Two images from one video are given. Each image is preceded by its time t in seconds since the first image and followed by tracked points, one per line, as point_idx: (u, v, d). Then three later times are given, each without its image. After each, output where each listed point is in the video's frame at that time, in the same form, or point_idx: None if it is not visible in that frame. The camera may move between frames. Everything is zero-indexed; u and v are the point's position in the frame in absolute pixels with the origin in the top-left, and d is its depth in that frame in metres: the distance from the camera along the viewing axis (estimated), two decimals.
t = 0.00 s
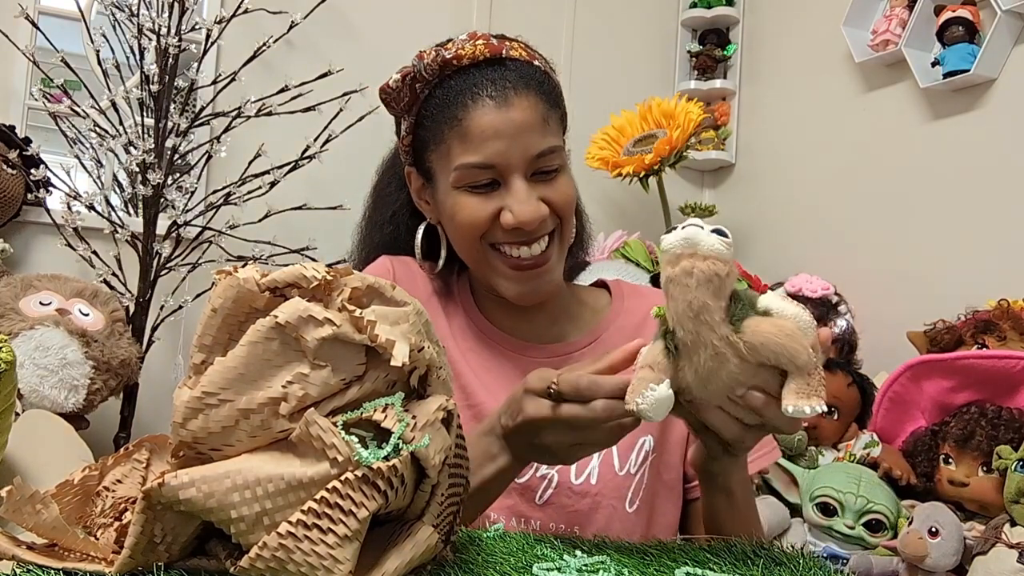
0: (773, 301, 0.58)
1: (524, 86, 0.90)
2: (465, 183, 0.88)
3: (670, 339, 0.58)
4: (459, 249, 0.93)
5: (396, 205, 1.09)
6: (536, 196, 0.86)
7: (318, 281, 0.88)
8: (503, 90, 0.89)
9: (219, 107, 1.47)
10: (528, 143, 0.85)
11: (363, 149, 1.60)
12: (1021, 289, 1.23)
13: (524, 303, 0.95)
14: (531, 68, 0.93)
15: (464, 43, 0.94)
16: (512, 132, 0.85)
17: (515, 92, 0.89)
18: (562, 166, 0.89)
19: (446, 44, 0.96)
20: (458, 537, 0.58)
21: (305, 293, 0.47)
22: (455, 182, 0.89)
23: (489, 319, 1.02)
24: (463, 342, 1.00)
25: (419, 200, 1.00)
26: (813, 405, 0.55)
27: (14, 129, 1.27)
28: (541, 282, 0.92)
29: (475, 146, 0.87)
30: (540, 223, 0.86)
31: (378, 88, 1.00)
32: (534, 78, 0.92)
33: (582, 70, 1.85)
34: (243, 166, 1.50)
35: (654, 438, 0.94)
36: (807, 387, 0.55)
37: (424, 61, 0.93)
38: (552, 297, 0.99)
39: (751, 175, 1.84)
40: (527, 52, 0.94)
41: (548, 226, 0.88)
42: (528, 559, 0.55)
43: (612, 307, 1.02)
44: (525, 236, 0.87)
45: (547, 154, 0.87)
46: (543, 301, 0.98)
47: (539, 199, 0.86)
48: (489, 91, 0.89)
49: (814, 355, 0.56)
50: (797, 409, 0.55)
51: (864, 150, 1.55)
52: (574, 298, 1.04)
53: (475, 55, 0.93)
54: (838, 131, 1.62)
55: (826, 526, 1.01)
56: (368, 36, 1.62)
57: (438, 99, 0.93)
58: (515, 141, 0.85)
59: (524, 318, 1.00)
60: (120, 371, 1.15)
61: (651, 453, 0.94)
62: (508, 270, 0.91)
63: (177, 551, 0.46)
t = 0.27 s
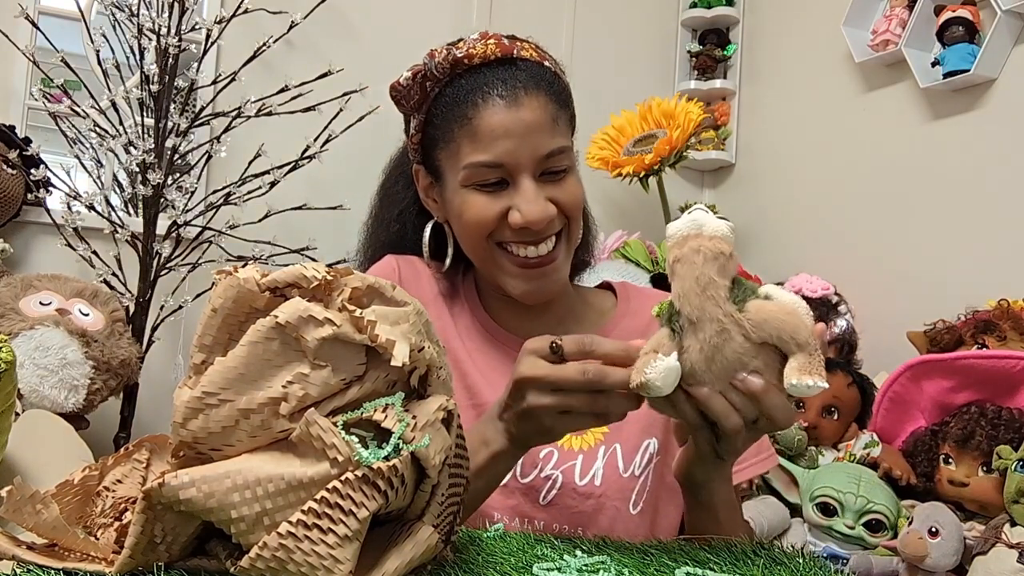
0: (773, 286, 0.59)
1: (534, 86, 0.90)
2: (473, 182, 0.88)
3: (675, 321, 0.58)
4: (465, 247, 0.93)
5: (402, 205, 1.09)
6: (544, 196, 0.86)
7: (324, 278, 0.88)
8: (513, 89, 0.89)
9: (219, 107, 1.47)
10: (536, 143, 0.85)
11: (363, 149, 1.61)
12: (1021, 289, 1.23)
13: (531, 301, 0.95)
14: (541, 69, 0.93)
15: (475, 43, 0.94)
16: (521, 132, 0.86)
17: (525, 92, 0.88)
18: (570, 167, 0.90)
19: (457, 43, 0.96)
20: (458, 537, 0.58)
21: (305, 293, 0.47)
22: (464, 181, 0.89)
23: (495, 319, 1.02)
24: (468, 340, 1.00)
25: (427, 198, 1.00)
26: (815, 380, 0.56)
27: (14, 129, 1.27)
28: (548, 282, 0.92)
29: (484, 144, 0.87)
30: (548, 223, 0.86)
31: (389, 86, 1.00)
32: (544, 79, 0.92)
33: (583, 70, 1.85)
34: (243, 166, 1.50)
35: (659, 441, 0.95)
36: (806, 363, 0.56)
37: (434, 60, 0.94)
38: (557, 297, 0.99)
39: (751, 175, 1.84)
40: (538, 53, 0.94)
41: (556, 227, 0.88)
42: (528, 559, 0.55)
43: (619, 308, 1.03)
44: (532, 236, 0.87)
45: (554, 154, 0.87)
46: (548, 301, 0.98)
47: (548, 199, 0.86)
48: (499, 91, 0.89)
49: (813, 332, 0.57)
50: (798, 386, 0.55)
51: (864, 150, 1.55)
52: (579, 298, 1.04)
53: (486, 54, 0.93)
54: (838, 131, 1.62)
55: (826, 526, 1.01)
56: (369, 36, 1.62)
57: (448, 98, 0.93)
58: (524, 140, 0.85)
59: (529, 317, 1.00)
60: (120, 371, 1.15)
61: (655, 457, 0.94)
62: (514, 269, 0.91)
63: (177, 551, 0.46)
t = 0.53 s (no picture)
0: (767, 263, 0.59)
1: (544, 82, 0.91)
2: (482, 175, 0.88)
3: (673, 301, 0.58)
4: (472, 243, 0.93)
5: (405, 205, 1.09)
6: (553, 189, 0.86)
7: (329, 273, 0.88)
8: (523, 83, 0.90)
9: (219, 107, 1.47)
10: (546, 138, 0.86)
11: (363, 150, 1.61)
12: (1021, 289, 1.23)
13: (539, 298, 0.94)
14: (551, 65, 0.95)
15: (486, 38, 0.95)
16: (531, 126, 0.86)
17: (535, 86, 0.89)
18: (578, 162, 0.90)
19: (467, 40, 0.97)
20: (458, 537, 0.58)
21: (305, 293, 0.47)
22: (472, 174, 0.89)
23: (499, 318, 1.02)
24: (472, 340, 1.00)
25: (434, 196, 1.00)
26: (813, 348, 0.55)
27: (14, 129, 1.27)
28: (554, 277, 0.92)
29: (494, 138, 0.87)
30: (556, 217, 0.86)
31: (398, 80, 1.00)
32: (554, 75, 0.93)
33: (583, 70, 1.85)
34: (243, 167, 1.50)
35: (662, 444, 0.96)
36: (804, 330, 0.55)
37: (445, 54, 0.94)
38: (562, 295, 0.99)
39: (751, 175, 1.84)
40: (547, 50, 0.95)
41: (564, 222, 0.88)
42: (528, 559, 0.55)
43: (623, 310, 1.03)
44: (540, 230, 0.87)
45: (564, 149, 0.87)
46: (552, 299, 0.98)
47: (556, 193, 0.86)
48: (509, 84, 0.90)
49: (808, 299, 0.56)
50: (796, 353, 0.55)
51: (864, 150, 1.55)
52: (583, 298, 1.04)
53: (498, 49, 0.94)
54: (838, 131, 1.62)
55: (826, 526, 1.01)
56: (369, 37, 1.62)
57: (459, 92, 0.93)
58: (533, 135, 0.86)
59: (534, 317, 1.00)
60: (120, 371, 1.15)
61: (659, 458, 0.95)
62: (522, 265, 0.90)
63: (177, 551, 0.46)
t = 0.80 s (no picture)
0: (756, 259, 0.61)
1: (546, 81, 0.91)
2: (484, 174, 0.88)
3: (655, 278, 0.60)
4: (474, 241, 0.93)
5: (406, 205, 1.09)
6: (555, 188, 0.86)
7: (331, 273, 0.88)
8: (526, 82, 0.90)
9: (219, 107, 1.47)
10: (547, 136, 0.86)
11: (363, 150, 1.61)
12: (1021, 289, 1.23)
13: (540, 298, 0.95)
14: (553, 65, 0.95)
15: (489, 37, 0.95)
16: (534, 124, 0.86)
17: (538, 86, 0.89)
18: (579, 162, 0.90)
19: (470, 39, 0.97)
20: (458, 536, 0.58)
21: (305, 293, 0.47)
22: (474, 173, 0.89)
23: (499, 318, 1.02)
24: (473, 340, 1.00)
25: (435, 195, 1.00)
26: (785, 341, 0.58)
27: (15, 129, 1.27)
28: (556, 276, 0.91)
29: (496, 136, 0.87)
30: (559, 215, 0.86)
31: (401, 79, 1.00)
32: (556, 74, 0.93)
33: (583, 70, 1.85)
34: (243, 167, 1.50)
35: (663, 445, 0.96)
36: (779, 324, 0.58)
37: (448, 53, 0.94)
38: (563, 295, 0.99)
39: (751, 175, 1.84)
40: (549, 49, 0.95)
41: (566, 221, 0.88)
42: (528, 559, 0.55)
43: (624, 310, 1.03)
44: (542, 228, 0.87)
45: (565, 148, 0.87)
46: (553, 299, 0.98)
47: (558, 192, 0.86)
48: (512, 83, 0.90)
49: (790, 296, 0.59)
50: (770, 347, 0.58)
51: (864, 150, 1.55)
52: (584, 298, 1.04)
53: (500, 48, 0.94)
54: (838, 131, 1.62)
55: (826, 526, 1.01)
56: (369, 37, 1.62)
57: (462, 90, 0.93)
58: (535, 133, 0.86)
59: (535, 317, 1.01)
60: (120, 371, 1.15)
61: (660, 459, 0.95)
62: (524, 264, 0.90)
63: (177, 551, 0.46)
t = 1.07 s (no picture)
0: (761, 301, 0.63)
1: (545, 79, 0.91)
2: (483, 172, 0.88)
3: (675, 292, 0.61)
4: (472, 239, 0.92)
5: (406, 205, 1.09)
6: (553, 187, 0.86)
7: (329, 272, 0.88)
8: (524, 81, 0.90)
9: (218, 107, 1.47)
10: (546, 135, 0.86)
11: (363, 150, 1.61)
12: (1021, 289, 1.23)
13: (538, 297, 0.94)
14: (552, 64, 0.95)
15: (487, 36, 0.95)
16: (532, 122, 0.86)
17: (536, 84, 0.89)
18: (578, 161, 0.90)
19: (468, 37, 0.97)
20: (458, 537, 0.58)
21: (305, 293, 0.47)
22: (472, 171, 0.89)
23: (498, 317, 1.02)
24: (471, 339, 1.00)
25: (434, 194, 1.00)
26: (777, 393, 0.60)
27: (14, 130, 1.27)
28: (555, 274, 0.91)
29: (495, 134, 0.87)
30: (557, 214, 0.86)
31: (399, 78, 1.00)
32: (555, 73, 0.93)
33: (582, 70, 1.85)
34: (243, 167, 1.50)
35: (661, 443, 0.95)
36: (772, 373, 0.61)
37: (446, 52, 0.94)
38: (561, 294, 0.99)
39: (751, 175, 1.84)
40: (548, 48, 0.95)
41: (564, 219, 0.88)
42: (528, 559, 0.55)
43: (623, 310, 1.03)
44: (541, 227, 0.87)
45: (564, 146, 0.87)
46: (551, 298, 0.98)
47: (556, 190, 0.86)
48: (509, 82, 0.90)
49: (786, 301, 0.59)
50: (762, 400, 0.60)
51: (864, 150, 1.55)
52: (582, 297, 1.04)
53: (498, 47, 0.94)
54: (837, 131, 1.62)
55: (826, 526, 1.01)
56: (369, 37, 1.62)
57: (460, 89, 0.93)
58: (533, 131, 0.86)
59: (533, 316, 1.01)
60: (120, 371, 1.15)
61: (657, 458, 0.95)
62: (522, 262, 0.90)
63: (177, 551, 0.46)
